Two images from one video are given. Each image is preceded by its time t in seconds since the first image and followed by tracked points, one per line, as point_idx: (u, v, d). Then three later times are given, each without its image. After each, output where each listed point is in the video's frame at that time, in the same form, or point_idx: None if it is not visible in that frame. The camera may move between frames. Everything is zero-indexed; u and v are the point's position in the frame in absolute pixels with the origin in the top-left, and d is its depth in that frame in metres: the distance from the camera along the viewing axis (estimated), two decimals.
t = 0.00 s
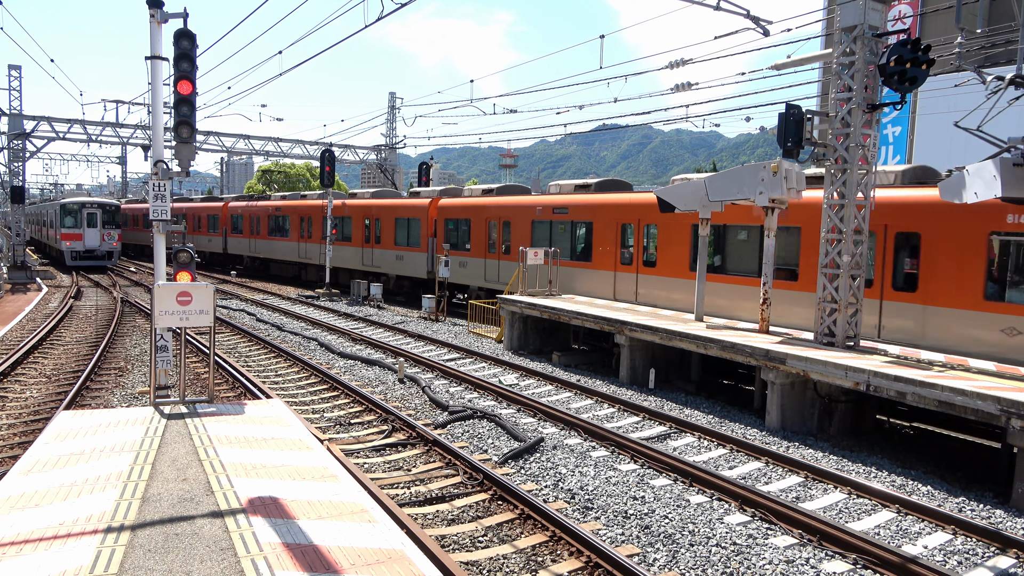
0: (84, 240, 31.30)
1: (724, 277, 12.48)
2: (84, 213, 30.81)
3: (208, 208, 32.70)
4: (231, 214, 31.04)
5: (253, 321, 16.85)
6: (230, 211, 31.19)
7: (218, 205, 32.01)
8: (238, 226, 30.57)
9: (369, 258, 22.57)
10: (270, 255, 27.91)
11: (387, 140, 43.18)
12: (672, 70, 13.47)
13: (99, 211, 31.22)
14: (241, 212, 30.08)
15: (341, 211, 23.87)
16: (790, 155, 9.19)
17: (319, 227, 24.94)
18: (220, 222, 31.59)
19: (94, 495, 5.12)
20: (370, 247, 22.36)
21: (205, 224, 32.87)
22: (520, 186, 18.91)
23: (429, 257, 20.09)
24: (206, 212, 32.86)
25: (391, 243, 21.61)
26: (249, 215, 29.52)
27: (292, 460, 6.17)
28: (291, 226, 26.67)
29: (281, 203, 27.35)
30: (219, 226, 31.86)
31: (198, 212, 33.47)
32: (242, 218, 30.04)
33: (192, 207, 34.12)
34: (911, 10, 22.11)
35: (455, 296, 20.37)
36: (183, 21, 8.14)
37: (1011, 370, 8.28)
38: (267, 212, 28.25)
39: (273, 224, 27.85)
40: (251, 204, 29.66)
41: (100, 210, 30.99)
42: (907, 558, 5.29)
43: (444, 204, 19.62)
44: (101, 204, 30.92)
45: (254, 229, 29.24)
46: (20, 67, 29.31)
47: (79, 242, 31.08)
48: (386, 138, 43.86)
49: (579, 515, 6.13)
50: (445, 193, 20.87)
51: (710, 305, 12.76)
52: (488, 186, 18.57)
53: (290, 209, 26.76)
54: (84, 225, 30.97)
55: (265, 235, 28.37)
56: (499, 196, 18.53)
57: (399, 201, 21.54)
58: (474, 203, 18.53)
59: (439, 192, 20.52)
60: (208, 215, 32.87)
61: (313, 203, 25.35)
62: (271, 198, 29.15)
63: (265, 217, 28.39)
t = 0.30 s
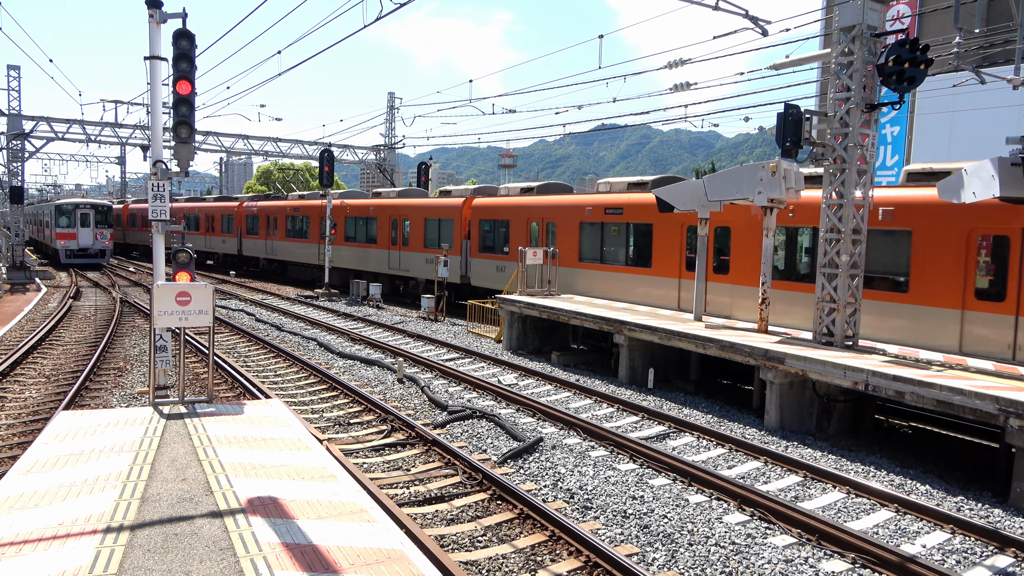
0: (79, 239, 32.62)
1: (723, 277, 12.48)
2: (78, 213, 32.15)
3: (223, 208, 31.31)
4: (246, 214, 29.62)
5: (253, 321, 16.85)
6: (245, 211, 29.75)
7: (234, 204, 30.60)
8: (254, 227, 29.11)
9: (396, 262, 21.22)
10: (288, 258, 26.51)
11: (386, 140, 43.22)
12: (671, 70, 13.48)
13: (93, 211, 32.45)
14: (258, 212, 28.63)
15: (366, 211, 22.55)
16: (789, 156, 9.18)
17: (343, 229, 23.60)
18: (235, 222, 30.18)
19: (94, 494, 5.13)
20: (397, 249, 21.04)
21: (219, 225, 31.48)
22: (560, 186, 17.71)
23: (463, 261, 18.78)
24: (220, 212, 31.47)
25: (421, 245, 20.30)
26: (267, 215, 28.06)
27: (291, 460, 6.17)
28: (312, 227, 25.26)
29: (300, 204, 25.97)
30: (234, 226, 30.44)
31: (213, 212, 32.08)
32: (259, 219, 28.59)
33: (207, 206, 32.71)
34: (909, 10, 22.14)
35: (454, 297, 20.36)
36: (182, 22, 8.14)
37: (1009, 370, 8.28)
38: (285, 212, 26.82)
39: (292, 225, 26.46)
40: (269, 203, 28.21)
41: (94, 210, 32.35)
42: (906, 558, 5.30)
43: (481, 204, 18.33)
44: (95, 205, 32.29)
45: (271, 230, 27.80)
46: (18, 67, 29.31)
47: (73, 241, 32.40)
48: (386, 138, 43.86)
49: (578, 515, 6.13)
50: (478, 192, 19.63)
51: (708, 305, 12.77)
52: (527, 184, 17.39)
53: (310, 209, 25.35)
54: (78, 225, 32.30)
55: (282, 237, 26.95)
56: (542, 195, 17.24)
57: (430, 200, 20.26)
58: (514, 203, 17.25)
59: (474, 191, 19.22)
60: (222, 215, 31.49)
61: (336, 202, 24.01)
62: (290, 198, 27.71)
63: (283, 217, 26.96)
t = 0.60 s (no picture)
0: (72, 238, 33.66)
1: (723, 277, 12.46)
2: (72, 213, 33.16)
3: (236, 208, 30.20)
4: (263, 213, 28.54)
5: (252, 321, 16.85)
6: (261, 211, 28.65)
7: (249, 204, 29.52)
8: (271, 228, 28.01)
9: (426, 265, 20.04)
10: (308, 260, 25.42)
11: (385, 140, 43.23)
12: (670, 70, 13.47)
13: (86, 211, 33.63)
14: (275, 212, 27.51)
15: (392, 211, 21.33)
16: (788, 156, 9.17)
17: (367, 230, 22.44)
18: (250, 223, 29.09)
19: (93, 495, 5.12)
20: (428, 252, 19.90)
21: (234, 225, 30.41)
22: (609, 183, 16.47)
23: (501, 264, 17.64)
24: (235, 212, 30.38)
25: (454, 247, 19.15)
26: (286, 215, 26.91)
27: (290, 460, 6.17)
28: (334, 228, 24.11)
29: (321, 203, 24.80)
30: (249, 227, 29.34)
31: (226, 213, 30.99)
32: (276, 219, 27.50)
33: (221, 205, 31.57)
34: (908, 10, 22.16)
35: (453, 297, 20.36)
36: (180, 21, 8.12)
37: (1009, 370, 8.28)
38: (304, 212, 25.65)
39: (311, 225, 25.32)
40: (287, 203, 27.06)
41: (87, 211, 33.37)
42: (905, 557, 5.30)
43: (520, 203, 17.14)
44: (89, 206, 33.39)
45: (289, 231, 26.69)
46: (17, 67, 29.32)
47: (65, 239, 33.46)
48: (385, 138, 43.84)
49: (577, 515, 6.13)
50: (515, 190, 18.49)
51: (707, 304, 12.77)
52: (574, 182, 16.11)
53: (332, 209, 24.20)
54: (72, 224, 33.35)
55: (301, 239, 25.84)
56: (588, 194, 16.04)
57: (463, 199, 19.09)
58: (559, 202, 16.01)
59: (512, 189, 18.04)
60: (236, 216, 30.37)
61: (360, 202, 22.86)
62: (309, 197, 26.59)
63: (300, 217, 25.91)
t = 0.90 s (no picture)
0: (67, 237, 34.63)
1: (722, 277, 12.46)
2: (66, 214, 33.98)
3: (253, 208, 28.79)
4: (280, 213, 27.19)
5: (251, 322, 16.84)
6: (278, 211, 27.32)
7: (266, 204, 28.17)
8: (289, 228, 26.65)
9: (461, 268, 18.82)
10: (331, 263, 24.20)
11: (384, 140, 43.23)
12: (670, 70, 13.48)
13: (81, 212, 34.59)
14: (293, 212, 26.20)
15: (421, 211, 20.10)
16: (786, 156, 9.17)
17: (394, 231, 21.19)
18: (267, 223, 27.75)
19: (92, 495, 5.13)
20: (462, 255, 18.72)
21: (249, 226, 29.05)
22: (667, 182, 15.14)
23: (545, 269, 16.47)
24: (250, 212, 29.03)
25: (489, 250, 17.91)
26: (305, 215, 25.58)
27: (289, 460, 6.17)
28: (358, 229, 22.90)
29: (343, 203, 23.59)
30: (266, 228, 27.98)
31: (242, 213, 29.49)
32: (295, 219, 26.18)
33: (236, 205, 30.22)
34: (907, 10, 22.19)
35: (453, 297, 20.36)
36: (180, 22, 8.12)
37: (1007, 370, 8.28)
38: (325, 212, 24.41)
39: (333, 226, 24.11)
40: (305, 202, 25.73)
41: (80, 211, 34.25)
42: (904, 557, 5.30)
43: (567, 203, 15.90)
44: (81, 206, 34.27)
45: (308, 232, 25.42)
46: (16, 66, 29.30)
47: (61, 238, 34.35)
48: (384, 138, 43.81)
49: (577, 515, 6.13)
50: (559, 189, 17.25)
51: (706, 305, 12.77)
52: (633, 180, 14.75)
53: (356, 209, 23.01)
54: (67, 224, 34.32)
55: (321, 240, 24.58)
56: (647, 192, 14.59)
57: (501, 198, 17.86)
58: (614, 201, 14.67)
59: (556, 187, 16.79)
60: (251, 216, 29.06)
61: (386, 201, 21.62)
62: (329, 196, 25.32)
63: (321, 218, 24.61)
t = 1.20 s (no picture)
0: (63, 236, 35.87)
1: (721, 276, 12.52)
2: (63, 213, 35.22)
3: (270, 208, 27.67)
4: (299, 213, 25.98)
5: (251, 322, 16.84)
6: (297, 211, 26.14)
7: (284, 204, 26.93)
8: (310, 230, 25.44)
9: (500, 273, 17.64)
10: (354, 267, 23.04)
11: (383, 140, 43.28)
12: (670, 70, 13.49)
13: (76, 212, 35.82)
14: (314, 212, 25.03)
15: (454, 212, 18.99)
16: (786, 156, 9.16)
17: (425, 233, 20.01)
18: (286, 224, 26.55)
19: (92, 495, 5.13)
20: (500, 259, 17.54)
21: (266, 227, 27.88)
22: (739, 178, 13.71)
23: (596, 274, 15.27)
24: (268, 213, 27.86)
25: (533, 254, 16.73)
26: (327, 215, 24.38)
27: (289, 460, 6.17)
28: (384, 231, 21.71)
29: (368, 203, 22.41)
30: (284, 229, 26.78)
31: (258, 213, 28.41)
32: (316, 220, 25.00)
33: (253, 205, 28.99)
34: (907, 10, 22.24)
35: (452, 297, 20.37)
36: (179, 22, 8.12)
37: (1007, 370, 8.27)
38: (349, 213, 23.28)
39: (358, 227, 22.95)
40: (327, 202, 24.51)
41: (76, 211, 35.52)
42: (904, 557, 5.30)
43: (621, 203, 14.57)
44: (78, 207, 35.58)
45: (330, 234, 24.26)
46: (16, 66, 29.30)
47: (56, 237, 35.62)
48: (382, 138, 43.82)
49: (577, 515, 6.13)
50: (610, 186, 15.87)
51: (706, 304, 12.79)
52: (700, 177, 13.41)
53: (381, 210, 21.84)
54: (62, 224, 35.57)
55: (345, 243, 23.48)
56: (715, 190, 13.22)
57: (545, 197, 16.63)
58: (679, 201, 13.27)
59: (607, 185, 15.45)
60: (268, 217, 27.87)
61: (415, 201, 20.44)
62: (352, 196, 24.13)
63: (344, 219, 23.62)
